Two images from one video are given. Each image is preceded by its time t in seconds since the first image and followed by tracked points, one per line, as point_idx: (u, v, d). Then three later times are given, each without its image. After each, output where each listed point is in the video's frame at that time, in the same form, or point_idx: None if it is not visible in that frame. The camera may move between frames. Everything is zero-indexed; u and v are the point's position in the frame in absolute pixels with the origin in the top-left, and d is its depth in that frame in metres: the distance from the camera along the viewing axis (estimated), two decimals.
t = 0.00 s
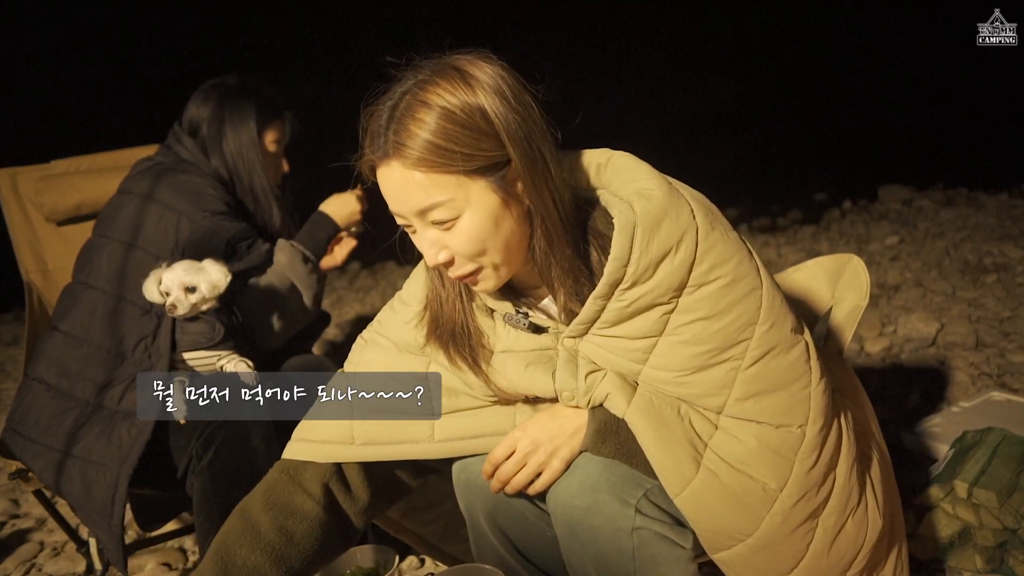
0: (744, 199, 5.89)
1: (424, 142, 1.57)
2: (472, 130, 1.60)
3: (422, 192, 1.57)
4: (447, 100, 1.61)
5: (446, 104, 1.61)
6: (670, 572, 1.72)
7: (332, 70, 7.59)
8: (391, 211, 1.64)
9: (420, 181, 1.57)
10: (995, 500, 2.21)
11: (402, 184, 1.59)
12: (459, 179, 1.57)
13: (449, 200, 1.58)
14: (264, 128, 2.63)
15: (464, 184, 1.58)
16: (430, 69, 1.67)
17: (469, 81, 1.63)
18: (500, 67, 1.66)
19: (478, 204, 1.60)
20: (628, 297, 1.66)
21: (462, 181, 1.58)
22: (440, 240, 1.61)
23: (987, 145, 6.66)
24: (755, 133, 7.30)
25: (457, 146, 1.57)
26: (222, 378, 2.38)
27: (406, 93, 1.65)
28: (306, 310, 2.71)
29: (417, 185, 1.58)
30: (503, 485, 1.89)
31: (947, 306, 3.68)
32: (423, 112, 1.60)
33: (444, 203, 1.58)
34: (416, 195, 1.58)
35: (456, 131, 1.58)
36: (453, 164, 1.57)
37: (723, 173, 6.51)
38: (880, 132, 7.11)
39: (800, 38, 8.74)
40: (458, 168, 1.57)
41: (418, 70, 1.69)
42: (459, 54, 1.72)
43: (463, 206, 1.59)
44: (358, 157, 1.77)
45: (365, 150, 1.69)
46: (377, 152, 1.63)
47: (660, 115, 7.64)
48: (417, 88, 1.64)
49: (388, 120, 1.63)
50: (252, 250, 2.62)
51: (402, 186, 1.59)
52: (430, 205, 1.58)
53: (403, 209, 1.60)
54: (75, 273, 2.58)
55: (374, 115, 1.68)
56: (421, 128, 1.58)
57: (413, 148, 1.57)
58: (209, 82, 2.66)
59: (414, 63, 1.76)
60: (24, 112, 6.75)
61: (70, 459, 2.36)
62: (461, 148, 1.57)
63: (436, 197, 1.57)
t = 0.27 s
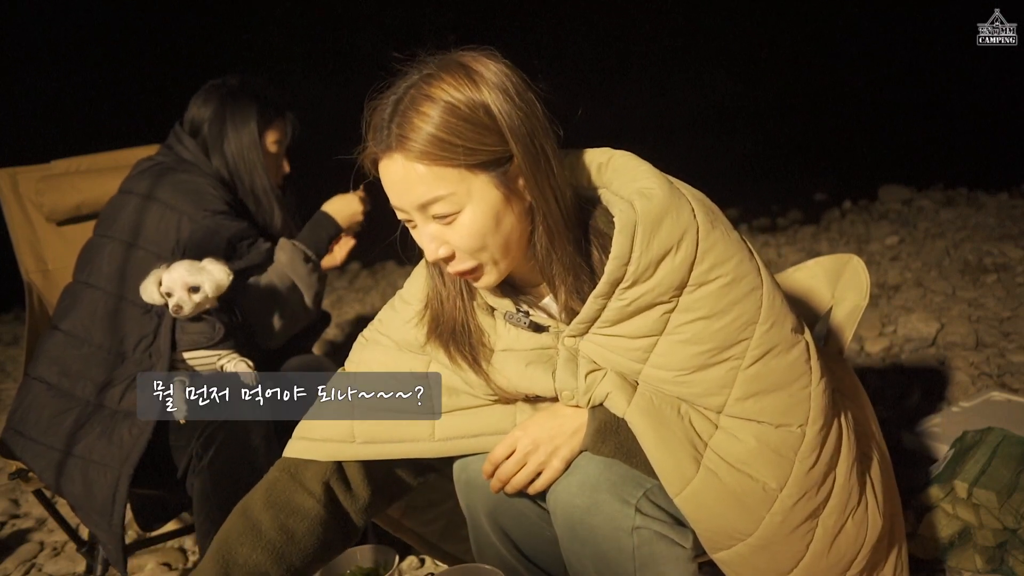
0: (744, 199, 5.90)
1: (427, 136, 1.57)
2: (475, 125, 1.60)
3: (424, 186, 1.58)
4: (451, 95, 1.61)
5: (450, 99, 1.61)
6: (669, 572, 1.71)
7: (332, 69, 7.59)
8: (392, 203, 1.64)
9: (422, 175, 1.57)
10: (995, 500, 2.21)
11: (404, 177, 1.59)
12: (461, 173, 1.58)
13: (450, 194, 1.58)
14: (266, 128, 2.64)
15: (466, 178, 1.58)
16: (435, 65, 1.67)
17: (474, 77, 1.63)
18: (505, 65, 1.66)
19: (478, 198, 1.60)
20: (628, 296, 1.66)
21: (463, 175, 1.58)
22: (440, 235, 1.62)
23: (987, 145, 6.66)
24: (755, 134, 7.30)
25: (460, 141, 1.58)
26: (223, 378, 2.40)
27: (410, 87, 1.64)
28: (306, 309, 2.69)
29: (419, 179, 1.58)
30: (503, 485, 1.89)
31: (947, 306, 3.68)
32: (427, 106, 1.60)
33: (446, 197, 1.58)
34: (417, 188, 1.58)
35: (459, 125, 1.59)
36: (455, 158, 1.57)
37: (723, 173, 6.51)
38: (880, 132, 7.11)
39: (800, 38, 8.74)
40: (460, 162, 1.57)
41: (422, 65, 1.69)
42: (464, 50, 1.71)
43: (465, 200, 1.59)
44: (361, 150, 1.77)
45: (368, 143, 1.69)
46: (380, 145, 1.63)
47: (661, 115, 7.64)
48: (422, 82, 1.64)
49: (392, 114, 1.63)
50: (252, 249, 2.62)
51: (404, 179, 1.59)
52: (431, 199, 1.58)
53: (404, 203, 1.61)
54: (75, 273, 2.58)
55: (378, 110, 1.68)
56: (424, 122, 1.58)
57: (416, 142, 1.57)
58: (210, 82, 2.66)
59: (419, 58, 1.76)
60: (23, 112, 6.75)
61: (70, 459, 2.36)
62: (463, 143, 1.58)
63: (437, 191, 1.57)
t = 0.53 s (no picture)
0: (744, 198, 5.90)
1: (438, 119, 1.58)
2: (485, 110, 1.61)
3: (432, 167, 1.58)
4: (462, 79, 1.61)
5: (461, 82, 1.61)
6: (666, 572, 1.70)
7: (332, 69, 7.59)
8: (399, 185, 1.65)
9: (431, 156, 1.58)
10: (995, 500, 2.21)
11: (412, 159, 1.59)
12: (468, 156, 1.58)
13: (458, 175, 1.58)
14: (268, 129, 2.63)
15: (474, 161, 1.59)
16: (447, 49, 1.67)
17: (485, 62, 1.62)
18: (518, 51, 1.66)
19: (485, 181, 1.61)
20: (631, 285, 1.67)
21: (471, 158, 1.59)
22: (447, 217, 1.62)
23: (987, 145, 6.66)
24: (754, 133, 7.30)
25: (469, 124, 1.58)
26: (223, 378, 2.39)
27: (422, 70, 1.65)
28: (307, 310, 2.66)
29: (427, 160, 1.58)
30: (500, 482, 1.84)
31: (947, 305, 3.68)
32: (438, 89, 1.61)
33: (453, 178, 1.58)
34: (426, 169, 1.58)
35: (469, 108, 1.59)
36: (464, 140, 1.58)
37: (723, 173, 6.51)
38: (879, 132, 7.11)
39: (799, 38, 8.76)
40: (469, 145, 1.58)
41: (434, 49, 1.69)
42: (476, 37, 1.72)
43: (471, 182, 1.60)
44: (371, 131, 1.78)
45: (379, 125, 1.70)
46: (388, 126, 1.63)
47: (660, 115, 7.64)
48: (434, 65, 1.64)
49: (403, 96, 1.64)
50: (253, 248, 2.60)
51: (412, 161, 1.60)
52: (438, 180, 1.58)
53: (411, 184, 1.61)
54: (76, 272, 2.58)
55: (389, 93, 1.69)
56: (435, 104, 1.59)
57: (427, 123, 1.58)
58: (214, 82, 2.66)
59: (431, 44, 1.76)
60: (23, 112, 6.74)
61: (70, 459, 2.36)
62: (473, 125, 1.59)
63: (445, 172, 1.58)
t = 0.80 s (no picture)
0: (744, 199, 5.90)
1: (462, 85, 1.57)
2: (506, 78, 1.60)
3: (454, 133, 1.58)
4: (487, 50, 1.60)
5: (485, 53, 1.60)
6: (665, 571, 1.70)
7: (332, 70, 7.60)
8: (422, 154, 1.65)
9: (453, 123, 1.57)
10: (996, 500, 2.20)
11: (435, 125, 1.59)
12: (489, 123, 1.58)
13: (479, 142, 1.58)
14: (269, 129, 2.63)
15: (495, 128, 1.59)
16: (469, 21, 1.67)
17: (506, 34, 1.62)
18: (538, 25, 1.65)
19: (507, 149, 1.60)
20: (630, 250, 1.65)
21: (492, 125, 1.58)
22: (468, 184, 1.62)
23: (987, 145, 6.66)
24: (754, 134, 7.30)
25: (491, 91, 1.58)
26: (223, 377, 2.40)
27: (446, 40, 1.64)
28: (307, 312, 2.69)
29: (450, 127, 1.58)
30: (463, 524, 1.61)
31: (947, 306, 3.68)
32: (460, 57, 1.60)
33: (474, 145, 1.58)
34: (448, 135, 1.58)
35: (492, 78, 1.59)
36: (487, 107, 1.57)
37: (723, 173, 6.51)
38: (879, 132, 7.12)
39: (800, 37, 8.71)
40: (491, 111, 1.58)
41: (456, 22, 1.69)
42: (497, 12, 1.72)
43: (493, 149, 1.59)
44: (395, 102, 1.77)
45: (402, 95, 1.69)
46: (413, 95, 1.63)
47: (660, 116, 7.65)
48: (457, 36, 1.64)
49: (426, 66, 1.64)
50: (253, 248, 2.58)
51: (434, 127, 1.59)
52: (460, 146, 1.58)
53: (434, 151, 1.61)
54: (76, 272, 2.58)
55: (413, 63, 1.69)
56: (460, 71, 1.58)
57: (451, 89, 1.57)
58: (216, 82, 2.65)
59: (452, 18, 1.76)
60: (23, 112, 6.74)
61: (70, 459, 2.36)
62: (497, 93, 1.58)
63: (466, 138, 1.57)
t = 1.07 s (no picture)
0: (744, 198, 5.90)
1: (473, 76, 1.56)
2: (516, 68, 1.59)
3: (465, 123, 1.57)
4: (496, 41, 1.60)
5: (495, 44, 1.60)
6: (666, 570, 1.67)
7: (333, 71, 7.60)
8: (433, 145, 1.64)
9: (464, 113, 1.56)
10: (996, 500, 2.20)
11: (447, 116, 1.58)
12: (501, 113, 1.57)
13: (490, 131, 1.57)
14: (267, 129, 2.66)
15: (506, 117, 1.57)
16: (478, 13, 1.66)
17: (514, 24, 1.61)
18: (545, 16, 1.65)
19: (519, 138, 1.59)
20: (619, 237, 1.56)
21: (504, 115, 1.57)
22: (480, 174, 1.60)
23: (987, 145, 6.66)
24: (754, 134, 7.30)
25: (503, 81, 1.57)
26: (223, 377, 2.41)
27: (456, 32, 1.64)
28: (306, 314, 2.66)
29: (462, 116, 1.57)
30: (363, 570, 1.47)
31: (947, 305, 3.68)
32: (471, 49, 1.59)
33: (486, 134, 1.57)
34: (459, 125, 1.57)
35: (502, 67, 1.58)
36: (500, 96, 1.56)
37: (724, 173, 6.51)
38: (880, 132, 7.12)
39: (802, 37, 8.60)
40: (505, 100, 1.56)
41: (465, 14, 1.68)
42: (505, 3, 1.71)
43: (504, 138, 1.58)
44: (404, 96, 1.76)
45: (413, 88, 1.68)
46: (424, 87, 1.62)
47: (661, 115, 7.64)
48: (467, 28, 1.63)
49: (437, 59, 1.62)
50: (252, 249, 2.61)
51: (447, 118, 1.58)
52: (473, 135, 1.57)
53: (445, 141, 1.60)
54: (75, 272, 2.58)
55: (423, 56, 1.68)
56: (470, 63, 1.57)
57: (462, 80, 1.56)
58: (213, 82, 2.67)
59: (462, 11, 1.75)
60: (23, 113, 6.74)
61: (70, 459, 2.36)
62: (508, 83, 1.57)
63: (478, 129, 1.56)
